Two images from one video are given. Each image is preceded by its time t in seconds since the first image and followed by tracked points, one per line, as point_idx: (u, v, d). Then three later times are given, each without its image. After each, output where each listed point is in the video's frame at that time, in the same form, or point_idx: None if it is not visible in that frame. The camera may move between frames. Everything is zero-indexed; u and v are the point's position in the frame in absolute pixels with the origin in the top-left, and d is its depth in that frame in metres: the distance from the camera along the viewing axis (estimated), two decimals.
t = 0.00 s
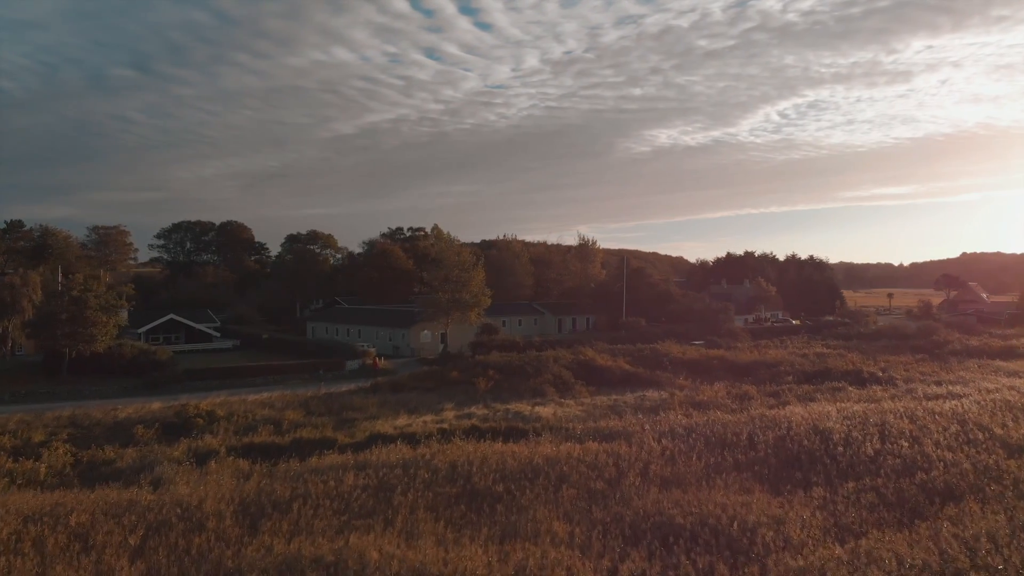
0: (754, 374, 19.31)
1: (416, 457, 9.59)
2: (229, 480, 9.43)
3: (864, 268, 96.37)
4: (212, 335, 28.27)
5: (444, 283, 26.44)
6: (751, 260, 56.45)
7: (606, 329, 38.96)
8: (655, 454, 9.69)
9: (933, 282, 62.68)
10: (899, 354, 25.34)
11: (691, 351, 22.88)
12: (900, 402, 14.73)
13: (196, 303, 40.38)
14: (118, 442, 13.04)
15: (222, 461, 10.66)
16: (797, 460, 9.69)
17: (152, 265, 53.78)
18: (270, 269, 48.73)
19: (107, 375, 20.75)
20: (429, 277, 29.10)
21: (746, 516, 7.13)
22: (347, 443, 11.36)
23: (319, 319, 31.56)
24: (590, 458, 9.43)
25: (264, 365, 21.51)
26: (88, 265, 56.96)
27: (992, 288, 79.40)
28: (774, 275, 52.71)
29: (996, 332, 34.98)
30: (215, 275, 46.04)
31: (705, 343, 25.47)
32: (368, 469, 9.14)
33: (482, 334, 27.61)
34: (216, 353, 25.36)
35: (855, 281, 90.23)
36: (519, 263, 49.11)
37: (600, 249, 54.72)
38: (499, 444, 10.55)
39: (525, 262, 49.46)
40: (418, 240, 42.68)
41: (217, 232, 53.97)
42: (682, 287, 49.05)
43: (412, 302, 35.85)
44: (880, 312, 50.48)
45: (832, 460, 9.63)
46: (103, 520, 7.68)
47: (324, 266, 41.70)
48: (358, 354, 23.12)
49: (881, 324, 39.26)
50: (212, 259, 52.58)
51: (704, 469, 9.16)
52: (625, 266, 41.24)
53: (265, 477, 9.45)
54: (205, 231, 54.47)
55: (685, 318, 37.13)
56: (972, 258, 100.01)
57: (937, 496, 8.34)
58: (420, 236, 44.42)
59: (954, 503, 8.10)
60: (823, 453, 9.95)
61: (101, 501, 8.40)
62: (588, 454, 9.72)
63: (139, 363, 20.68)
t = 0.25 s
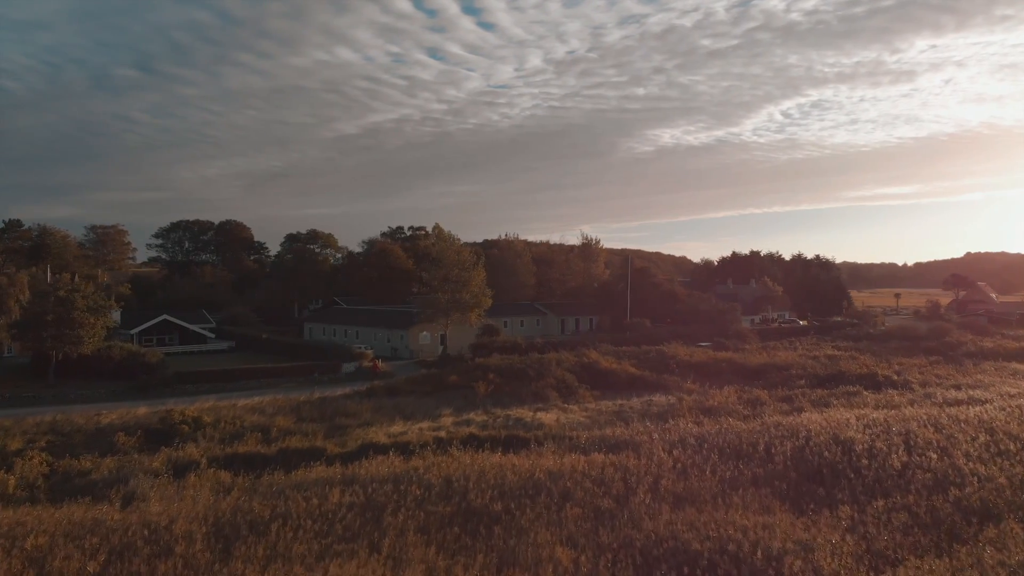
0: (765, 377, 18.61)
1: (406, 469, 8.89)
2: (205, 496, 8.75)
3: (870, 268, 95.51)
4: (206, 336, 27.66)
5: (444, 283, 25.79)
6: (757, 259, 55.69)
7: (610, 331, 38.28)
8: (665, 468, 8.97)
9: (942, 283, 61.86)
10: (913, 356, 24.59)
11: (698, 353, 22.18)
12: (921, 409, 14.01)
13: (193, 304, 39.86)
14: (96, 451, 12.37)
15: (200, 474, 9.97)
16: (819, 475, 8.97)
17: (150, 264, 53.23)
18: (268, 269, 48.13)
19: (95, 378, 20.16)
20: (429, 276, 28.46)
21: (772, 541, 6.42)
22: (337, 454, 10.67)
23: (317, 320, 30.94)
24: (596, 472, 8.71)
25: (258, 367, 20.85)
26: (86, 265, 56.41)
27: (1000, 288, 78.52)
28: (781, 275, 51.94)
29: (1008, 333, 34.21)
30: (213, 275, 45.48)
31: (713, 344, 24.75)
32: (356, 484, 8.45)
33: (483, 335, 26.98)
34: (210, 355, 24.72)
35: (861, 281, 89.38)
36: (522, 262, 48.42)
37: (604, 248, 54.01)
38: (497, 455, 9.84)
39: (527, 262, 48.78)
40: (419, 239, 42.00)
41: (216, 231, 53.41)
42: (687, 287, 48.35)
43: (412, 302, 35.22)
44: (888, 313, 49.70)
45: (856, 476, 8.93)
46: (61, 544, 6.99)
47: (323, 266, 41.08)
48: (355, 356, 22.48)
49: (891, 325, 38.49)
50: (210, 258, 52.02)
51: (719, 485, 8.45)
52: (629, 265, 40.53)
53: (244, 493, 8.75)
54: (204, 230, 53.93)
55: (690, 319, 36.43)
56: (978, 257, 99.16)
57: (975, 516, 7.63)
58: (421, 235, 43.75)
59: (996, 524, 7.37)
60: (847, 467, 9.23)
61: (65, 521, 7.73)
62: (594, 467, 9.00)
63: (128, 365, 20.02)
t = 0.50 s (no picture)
0: (778, 382, 17.82)
1: (395, 487, 8.10)
2: (174, 517, 7.98)
3: (876, 268, 94.51)
4: (200, 338, 26.96)
5: (443, 283, 25.06)
6: (764, 259, 54.83)
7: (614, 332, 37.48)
8: (679, 486, 8.18)
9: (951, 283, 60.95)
10: (929, 359, 23.75)
11: (707, 355, 21.38)
12: (946, 417, 13.20)
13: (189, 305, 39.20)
14: (70, 462, 11.63)
15: (174, 491, 9.21)
16: (849, 495, 8.16)
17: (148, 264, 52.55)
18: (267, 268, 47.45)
19: (81, 381, 19.49)
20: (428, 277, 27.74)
21: None
22: (322, 468, 9.89)
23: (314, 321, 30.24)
24: (603, 490, 7.93)
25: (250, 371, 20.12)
26: (83, 265, 55.74)
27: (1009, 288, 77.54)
28: (788, 275, 51.09)
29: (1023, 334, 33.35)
30: (211, 275, 44.79)
31: (721, 347, 23.96)
32: (339, 504, 7.67)
33: (483, 337, 26.24)
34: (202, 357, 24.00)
35: (867, 281, 88.43)
36: (524, 262, 47.65)
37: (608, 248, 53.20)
38: (495, 470, 9.06)
39: (530, 261, 48.00)
40: (420, 238, 41.22)
41: (214, 230, 52.70)
42: (693, 287, 47.54)
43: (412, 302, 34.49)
44: (898, 313, 48.80)
45: (889, 496, 8.14)
46: None
47: (322, 265, 40.38)
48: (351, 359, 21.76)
49: (903, 326, 37.65)
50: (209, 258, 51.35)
51: (740, 506, 7.66)
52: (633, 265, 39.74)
53: (215, 515, 7.96)
54: (202, 229, 53.22)
55: (697, 320, 35.61)
56: (986, 255, 98.13)
57: None
58: (422, 234, 43.01)
59: None
60: (879, 486, 8.42)
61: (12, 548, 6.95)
62: (602, 485, 8.20)
63: (115, 369, 19.33)
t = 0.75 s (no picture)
0: (790, 386, 17.12)
1: (382, 507, 7.39)
2: (141, 540, 7.29)
3: (883, 267, 93.55)
4: (193, 339, 26.39)
5: (443, 284, 24.45)
6: (770, 259, 54.05)
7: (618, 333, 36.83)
8: (694, 505, 7.46)
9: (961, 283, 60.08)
10: (945, 361, 23.00)
11: (715, 358, 20.69)
12: (972, 425, 12.47)
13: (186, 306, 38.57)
14: (43, 473, 10.96)
15: (146, 509, 8.53)
16: (878, 517, 7.46)
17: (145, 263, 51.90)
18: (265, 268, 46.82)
19: (67, 382, 19.12)
20: (427, 276, 27.11)
21: None
22: (308, 482, 9.20)
23: (311, 321, 29.67)
24: (611, 510, 7.22)
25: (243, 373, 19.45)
26: (80, 264, 55.16)
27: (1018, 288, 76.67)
28: (795, 275, 50.30)
29: None
30: (209, 274, 44.16)
31: (730, 349, 23.23)
32: (319, 528, 6.94)
33: (484, 338, 25.63)
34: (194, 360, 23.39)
35: (873, 281, 87.54)
36: (527, 262, 46.99)
37: (611, 247, 52.45)
38: (493, 485, 8.35)
39: (532, 261, 47.32)
40: (420, 237, 40.55)
41: (213, 229, 52.01)
42: (698, 287, 46.81)
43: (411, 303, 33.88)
44: (906, 314, 48.01)
45: (924, 517, 7.43)
46: None
47: (321, 265, 39.79)
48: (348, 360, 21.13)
49: (913, 327, 36.88)
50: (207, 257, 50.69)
51: (762, 531, 6.94)
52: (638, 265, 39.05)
53: (185, 539, 7.24)
54: (201, 228, 52.51)
55: (702, 321, 34.90)
56: (992, 254, 97.22)
57: None
58: (423, 234, 42.35)
59: None
60: (913, 506, 7.69)
61: None
62: (610, 504, 7.47)
63: (102, 372, 18.84)
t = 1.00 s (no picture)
0: (805, 391, 16.32)
1: (364, 533, 6.59)
2: (96, 568, 6.50)
3: (889, 267, 92.57)
4: (186, 341, 25.72)
5: (442, 284, 23.71)
6: (777, 258, 53.18)
7: (622, 335, 36.03)
8: (715, 531, 6.65)
9: (971, 283, 59.15)
10: (963, 364, 22.17)
11: (724, 361, 19.89)
12: (1004, 435, 11.66)
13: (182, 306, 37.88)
14: (8, 486, 10.20)
15: (109, 531, 7.74)
16: (921, 545, 6.65)
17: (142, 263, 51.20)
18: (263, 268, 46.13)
19: (54, 388, 18.97)
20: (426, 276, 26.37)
21: None
22: (288, 501, 8.41)
23: (307, 322, 28.97)
24: (621, 536, 6.42)
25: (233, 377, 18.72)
26: (77, 264, 54.53)
27: None
28: (803, 274, 49.42)
29: None
30: (206, 274, 43.44)
31: (739, 351, 22.44)
32: (292, 559, 6.16)
33: (485, 341, 24.88)
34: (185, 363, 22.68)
35: (880, 281, 86.58)
36: (530, 261, 46.22)
37: (616, 247, 51.65)
38: (490, 506, 7.55)
39: (535, 261, 46.54)
40: (421, 236, 39.81)
41: (212, 228, 51.26)
42: (704, 286, 45.97)
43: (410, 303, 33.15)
44: (916, 315, 47.12)
45: (970, 543, 6.64)
46: None
47: (319, 265, 39.09)
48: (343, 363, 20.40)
49: (925, 328, 36.04)
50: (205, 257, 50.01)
51: (792, 561, 6.16)
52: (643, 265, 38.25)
53: (144, 567, 6.45)
54: (199, 228, 51.65)
55: (709, 322, 34.09)
56: (1000, 255, 96.20)
57: None
58: (423, 233, 41.61)
59: None
60: (958, 532, 6.88)
61: None
62: (620, 530, 6.66)
63: (85, 376, 18.51)
